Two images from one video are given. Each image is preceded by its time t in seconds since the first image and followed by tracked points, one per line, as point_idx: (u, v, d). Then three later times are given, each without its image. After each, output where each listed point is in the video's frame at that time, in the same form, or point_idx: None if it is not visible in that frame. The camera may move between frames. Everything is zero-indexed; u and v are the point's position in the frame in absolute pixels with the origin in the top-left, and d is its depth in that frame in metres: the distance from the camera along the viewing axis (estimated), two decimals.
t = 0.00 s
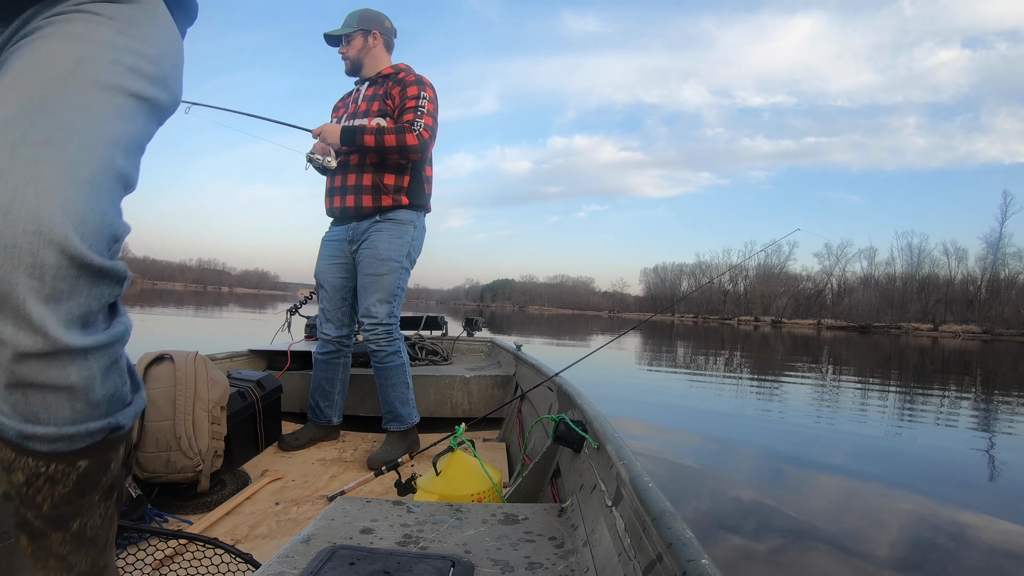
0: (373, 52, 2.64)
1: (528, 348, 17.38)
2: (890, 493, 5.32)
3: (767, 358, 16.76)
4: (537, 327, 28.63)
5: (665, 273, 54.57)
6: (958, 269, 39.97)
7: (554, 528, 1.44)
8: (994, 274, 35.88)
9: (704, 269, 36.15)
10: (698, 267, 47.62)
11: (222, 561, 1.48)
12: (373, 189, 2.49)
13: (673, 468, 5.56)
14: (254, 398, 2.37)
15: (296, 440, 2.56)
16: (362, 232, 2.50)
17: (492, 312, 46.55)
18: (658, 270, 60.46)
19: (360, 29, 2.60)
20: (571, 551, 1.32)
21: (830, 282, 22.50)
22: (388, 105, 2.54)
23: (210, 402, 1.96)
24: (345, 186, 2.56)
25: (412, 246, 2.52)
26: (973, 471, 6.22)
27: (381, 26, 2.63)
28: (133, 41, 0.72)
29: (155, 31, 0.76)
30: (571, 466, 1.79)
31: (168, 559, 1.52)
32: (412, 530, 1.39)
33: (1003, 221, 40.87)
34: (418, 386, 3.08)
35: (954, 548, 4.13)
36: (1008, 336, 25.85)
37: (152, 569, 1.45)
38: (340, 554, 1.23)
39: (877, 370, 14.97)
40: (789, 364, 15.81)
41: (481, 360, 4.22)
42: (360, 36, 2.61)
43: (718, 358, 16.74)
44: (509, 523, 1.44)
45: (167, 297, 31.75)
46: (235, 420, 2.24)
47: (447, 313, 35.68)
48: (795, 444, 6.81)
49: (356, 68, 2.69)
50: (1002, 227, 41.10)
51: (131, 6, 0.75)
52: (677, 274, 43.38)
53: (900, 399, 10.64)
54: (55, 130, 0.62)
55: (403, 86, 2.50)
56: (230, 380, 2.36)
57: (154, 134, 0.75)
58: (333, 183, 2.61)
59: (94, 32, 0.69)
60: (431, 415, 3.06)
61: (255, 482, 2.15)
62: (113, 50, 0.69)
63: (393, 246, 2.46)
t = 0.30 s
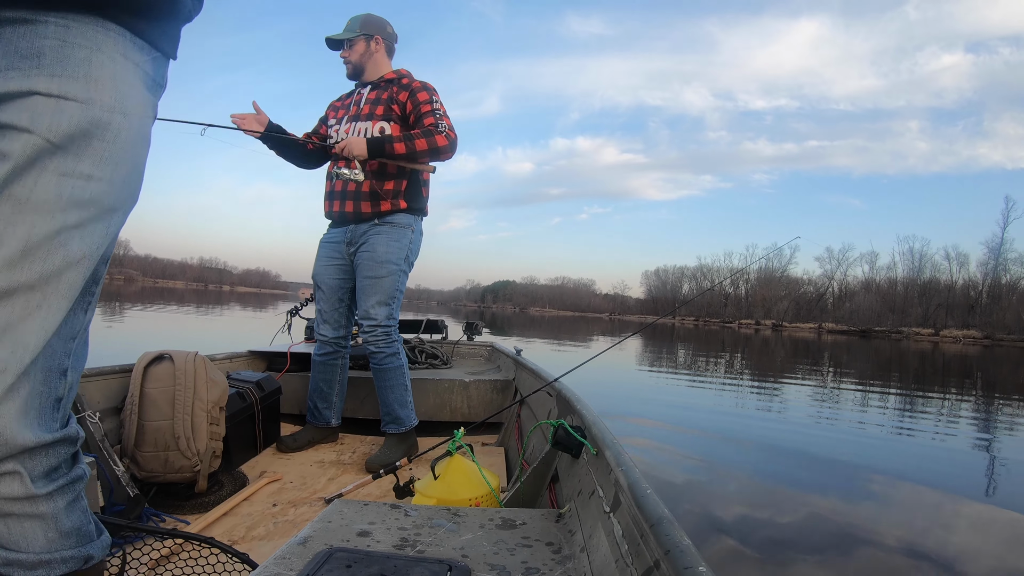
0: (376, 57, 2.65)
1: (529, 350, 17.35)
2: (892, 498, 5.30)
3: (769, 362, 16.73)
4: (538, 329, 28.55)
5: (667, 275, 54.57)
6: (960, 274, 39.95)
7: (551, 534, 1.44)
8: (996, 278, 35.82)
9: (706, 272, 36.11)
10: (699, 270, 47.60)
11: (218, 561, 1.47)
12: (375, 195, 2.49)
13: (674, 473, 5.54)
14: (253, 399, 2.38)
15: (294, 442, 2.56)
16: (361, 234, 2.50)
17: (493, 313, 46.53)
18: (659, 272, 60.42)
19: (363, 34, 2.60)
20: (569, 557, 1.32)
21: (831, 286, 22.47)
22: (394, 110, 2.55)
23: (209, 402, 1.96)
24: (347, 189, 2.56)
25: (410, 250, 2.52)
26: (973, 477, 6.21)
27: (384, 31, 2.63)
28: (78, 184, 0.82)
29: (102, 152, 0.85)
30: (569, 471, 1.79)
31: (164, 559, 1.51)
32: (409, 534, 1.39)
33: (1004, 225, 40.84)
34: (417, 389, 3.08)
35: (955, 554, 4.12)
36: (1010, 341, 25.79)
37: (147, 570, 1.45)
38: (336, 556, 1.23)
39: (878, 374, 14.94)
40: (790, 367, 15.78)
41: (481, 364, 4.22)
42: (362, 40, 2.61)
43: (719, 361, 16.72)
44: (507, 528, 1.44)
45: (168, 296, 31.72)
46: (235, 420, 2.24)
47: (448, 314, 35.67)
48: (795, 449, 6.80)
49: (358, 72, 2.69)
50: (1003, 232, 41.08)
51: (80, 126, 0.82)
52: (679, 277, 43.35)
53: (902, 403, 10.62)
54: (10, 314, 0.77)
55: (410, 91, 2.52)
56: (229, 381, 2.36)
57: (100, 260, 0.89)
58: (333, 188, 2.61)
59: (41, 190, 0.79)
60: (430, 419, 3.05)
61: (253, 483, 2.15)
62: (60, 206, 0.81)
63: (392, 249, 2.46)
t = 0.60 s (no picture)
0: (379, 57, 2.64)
1: (529, 349, 17.35)
2: (891, 499, 5.28)
3: (770, 362, 16.72)
4: (539, 328, 28.51)
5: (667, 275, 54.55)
6: (960, 275, 39.94)
7: (546, 538, 1.43)
8: (997, 279, 35.78)
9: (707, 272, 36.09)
10: (700, 269, 47.57)
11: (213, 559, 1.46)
12: (377, 196, 2.48)
13: (673, 473, 5.53)
14: (251, 396, 2.38)
15: (291, 441, 2.55)
16: (360, 234, 2.49)
17: (494, 312, 46.53)
18: (660, 272, 60.36)
19: (365, 34, 2.59)
20: (563, 562, 1.31)
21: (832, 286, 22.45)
22: (402, 111, 2.56)
23: (206, 399, 1.95)
24: (347, 189, 2.54)
25: (410, 251, 2.52)
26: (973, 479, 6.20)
27: (385, 32, 2.63)
28: (73, 180, 0.81)
29: (98, 144, 0.83)
30: (566, 475, 1.78)
31: (157, 556, 1.51)
32: (404, 535, 1.38)
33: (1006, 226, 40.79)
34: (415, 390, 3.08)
35: (955, 556, 4.11)
36: (1011, 342, 25.75)
37: (140, 569, 1.44)
38: (331, 556, 1.22)
39: (878, 375, 14.94)
40: (790, 367, 15.76)
41: (479, 366, 4.22)
42: (365, 41, 2.60)
43: (720, 361, 16.71)
44: (502, 531, 1.43)
45: (169, 295, 31.71)
46: (231, 418, 2.23)
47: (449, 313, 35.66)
48: (794, 449, 6.79)
49: (361, 73, 2.67)
50: (1004, 233, 41.04)
51: (68, 120, 0.80)
52: (679, 276, 43.35)
53: (902, 404, 10.62)
54: (11, 323, 0.77)
55: (420, 92, 2.54)
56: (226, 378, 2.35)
57: (112, 258, 0.87)
58: (333, 189, 2.58)
59: (32, 190, 0.78)
60: (427, 420, 3.05)
61: (249, 480, 2.14)
62: (55, 206, 0.80)
63: (392, 250, 2.45)
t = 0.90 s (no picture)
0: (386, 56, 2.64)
1: (530, 347, 17.35)
2: (893, 494, 5.28)
3: (771, 360, 16.72)
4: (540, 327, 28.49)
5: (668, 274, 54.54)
6: (962, 273, 39.92)
7: (544, 537, 1.43)
8: (999, 277, 35.75)
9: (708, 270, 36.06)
10: (700, 269, 47.59)
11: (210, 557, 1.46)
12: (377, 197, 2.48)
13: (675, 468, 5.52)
14: (250, 394, 2.38)
15: (290, 439, 2.55)
16: (359, 233, 2.48)
17: (494, 311, 46.49)
18: (660, 271, 60.37)
19: (373, 31, 2.58)
20: (561, 561, 1.30)
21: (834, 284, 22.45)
22: (408, 112, 2.56)
23: (205, 397, 1.95)
24: (348, 187, 2.53)
25: (409, 251, 2.53)
26: (974, 476, 6.19)
27: (393, 29, 2.63)
28: None
29: (23, 120, 0.77)
30: (564, 475, 1.77)
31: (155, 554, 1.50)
32: (401, 533, 1.38)
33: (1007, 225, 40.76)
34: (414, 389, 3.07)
35: (958, 548, 4.11)
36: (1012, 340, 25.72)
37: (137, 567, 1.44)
38: (329, 554, 1.21)
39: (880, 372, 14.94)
40: (791, 365, 15.75)
41: (478, 365, 4.22)
42: (372, 38, 2.59)
43: (721, 359, 16.71)
44: (500, 530, 1.43)
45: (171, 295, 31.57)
46: (230, 415, 2.23)
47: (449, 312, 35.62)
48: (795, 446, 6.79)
49: (367, 70, 2.66)
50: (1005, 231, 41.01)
51: None
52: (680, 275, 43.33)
53: (903, 401, 10.62)
54: None
55: (427, 95, 2.54)
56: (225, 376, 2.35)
57: (65, 246, 0.80)
58: (334, 186, 2.57)
59: None
60: (426, 419, 3.04)
61: (247, 478, 2.13)
62: None
63: (392, 249, 2.46)
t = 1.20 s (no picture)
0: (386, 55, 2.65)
1: (532, 347, 17.38)
2: (895, 490, 5.29)
3: (772, 360, 16.73)
4: (541, 327, 28.49)
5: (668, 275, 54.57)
6: (963, 273, 39.92)
7: (548, 533, 1.44)
8: (1000, 277, 35.74)
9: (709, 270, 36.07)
10: (701, 269, 47.60)
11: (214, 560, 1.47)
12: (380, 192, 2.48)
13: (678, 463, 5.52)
14: (252, 396, 2.40)
15: (292, 441, 2.56)
16: (362, 233, 2.50)
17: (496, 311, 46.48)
18: (661, 271, 60.41)
19: (375, 31, 2.59)
20: (565, 557, 1.32)
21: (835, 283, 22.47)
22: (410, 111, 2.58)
23: (207, 400, 1.97)
24: (352, 187, 2.53)
25: (412, 249, 2.55)
26: (976, 472, 6.21)
27: (394, 29, 2.64)
28: None
29: None
30: (567, 471, 1.79)
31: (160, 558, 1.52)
32: (405, 533, 1.39)
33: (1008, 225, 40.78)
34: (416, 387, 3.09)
35: (962, 545, 4.11)
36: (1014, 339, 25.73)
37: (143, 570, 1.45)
38: (334, 555, 1.23)
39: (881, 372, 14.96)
40: (792, 365, 15.76)
41: (478, 364, 4.23)
42: (374, 37, 2.60)
43: (722, 359, 16.74)
44: (504, 528, 1.44)
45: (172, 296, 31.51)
46: (232, 418, 2.25)
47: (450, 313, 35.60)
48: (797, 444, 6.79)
49: (368, 69, 2.67)
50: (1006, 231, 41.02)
51: None
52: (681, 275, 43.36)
53: (904, 401, 10.65)
54: None
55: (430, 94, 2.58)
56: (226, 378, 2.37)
57: None
58: (336, 186, 2.56)
59: None
60: (428, 417, 3.06)
61: (251, 480, 2.15)
62: None
63: (395, 249, 2.48)
